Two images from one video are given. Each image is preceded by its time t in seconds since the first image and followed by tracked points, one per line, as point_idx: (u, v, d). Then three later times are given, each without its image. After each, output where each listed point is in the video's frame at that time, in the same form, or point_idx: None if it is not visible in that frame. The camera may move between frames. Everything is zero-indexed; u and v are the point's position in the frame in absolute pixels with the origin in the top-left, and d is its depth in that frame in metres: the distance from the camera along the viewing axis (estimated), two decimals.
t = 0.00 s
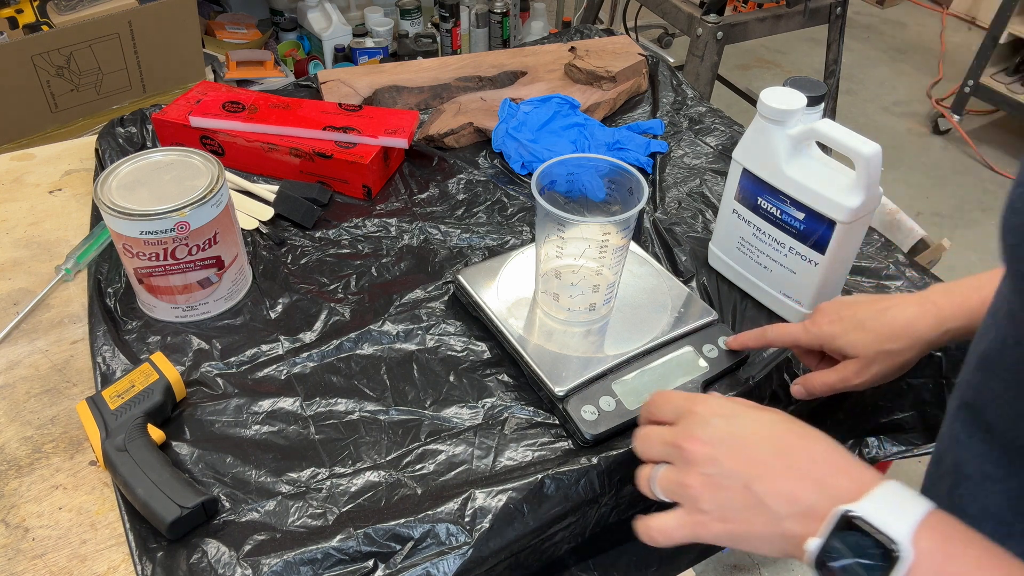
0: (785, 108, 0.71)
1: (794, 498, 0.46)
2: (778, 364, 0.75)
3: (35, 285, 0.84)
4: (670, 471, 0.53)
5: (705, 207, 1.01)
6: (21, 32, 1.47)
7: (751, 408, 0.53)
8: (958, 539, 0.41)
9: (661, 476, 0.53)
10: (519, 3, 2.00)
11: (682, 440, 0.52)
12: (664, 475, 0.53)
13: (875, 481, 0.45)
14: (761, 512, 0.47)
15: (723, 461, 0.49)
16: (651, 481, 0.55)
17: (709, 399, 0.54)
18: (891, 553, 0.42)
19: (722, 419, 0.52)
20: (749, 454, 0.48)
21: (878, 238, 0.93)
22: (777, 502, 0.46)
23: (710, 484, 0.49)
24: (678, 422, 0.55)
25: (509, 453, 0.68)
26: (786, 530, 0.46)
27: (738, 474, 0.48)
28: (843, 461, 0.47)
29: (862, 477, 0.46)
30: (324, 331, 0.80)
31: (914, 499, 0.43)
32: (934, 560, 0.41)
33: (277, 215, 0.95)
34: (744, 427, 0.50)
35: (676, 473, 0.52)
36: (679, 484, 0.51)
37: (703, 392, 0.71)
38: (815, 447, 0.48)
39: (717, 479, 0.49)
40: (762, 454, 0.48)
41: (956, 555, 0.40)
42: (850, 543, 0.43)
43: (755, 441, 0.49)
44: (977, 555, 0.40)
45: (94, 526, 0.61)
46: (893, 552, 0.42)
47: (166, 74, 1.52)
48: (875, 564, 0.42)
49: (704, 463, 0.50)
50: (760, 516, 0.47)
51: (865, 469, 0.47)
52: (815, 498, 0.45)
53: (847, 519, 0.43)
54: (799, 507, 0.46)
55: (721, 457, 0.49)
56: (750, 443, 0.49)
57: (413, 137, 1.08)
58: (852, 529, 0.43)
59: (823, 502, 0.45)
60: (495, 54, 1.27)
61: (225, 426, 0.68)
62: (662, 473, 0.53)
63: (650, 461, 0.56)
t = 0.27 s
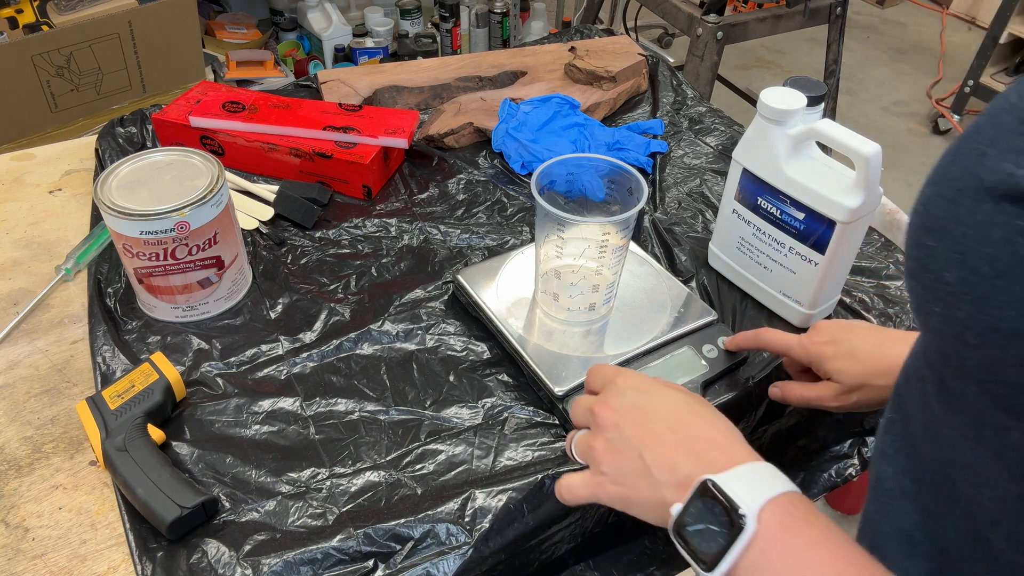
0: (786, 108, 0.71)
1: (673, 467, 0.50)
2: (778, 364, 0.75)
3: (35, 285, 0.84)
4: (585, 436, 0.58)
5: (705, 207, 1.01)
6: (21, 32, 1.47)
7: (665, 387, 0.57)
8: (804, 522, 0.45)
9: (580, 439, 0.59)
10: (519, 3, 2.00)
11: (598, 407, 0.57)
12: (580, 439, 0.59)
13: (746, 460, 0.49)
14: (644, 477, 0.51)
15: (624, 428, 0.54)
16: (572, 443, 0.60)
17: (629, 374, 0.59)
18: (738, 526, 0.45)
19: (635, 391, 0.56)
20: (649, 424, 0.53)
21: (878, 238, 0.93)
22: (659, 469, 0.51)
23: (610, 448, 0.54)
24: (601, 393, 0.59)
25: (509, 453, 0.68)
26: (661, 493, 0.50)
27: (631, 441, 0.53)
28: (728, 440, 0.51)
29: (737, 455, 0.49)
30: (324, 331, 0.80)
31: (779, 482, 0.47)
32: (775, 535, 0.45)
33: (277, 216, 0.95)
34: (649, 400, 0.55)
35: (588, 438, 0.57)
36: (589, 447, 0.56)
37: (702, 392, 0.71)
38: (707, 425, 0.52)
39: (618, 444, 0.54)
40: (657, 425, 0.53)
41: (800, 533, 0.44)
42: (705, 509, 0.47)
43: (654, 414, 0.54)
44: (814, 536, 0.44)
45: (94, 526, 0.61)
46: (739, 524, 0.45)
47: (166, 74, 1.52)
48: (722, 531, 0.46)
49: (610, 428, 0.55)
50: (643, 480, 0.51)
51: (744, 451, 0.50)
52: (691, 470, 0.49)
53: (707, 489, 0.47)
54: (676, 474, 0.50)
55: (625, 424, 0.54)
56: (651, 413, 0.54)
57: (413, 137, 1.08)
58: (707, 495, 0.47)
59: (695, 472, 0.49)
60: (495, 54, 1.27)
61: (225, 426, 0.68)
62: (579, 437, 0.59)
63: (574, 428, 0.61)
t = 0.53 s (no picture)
0: (786, 107, 0.71)
1: (619, 439, 0.49)
2: (777, 365, 0.75)
3: (35, 285, 0.84)
4: (552, 414, 0.58)
5: (705, 206, 1.01)
6: (21, 32, 1.47)
7: (632, 369, 0.56)
8: (734, 499, 0.42)
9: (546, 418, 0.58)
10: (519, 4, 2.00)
11: (564, 385, 0.57)
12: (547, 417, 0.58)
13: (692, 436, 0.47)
14: (594, 451, 0.51)
15: (583, 404, 0.54)
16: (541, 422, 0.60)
17: (600, 358, 0.59)
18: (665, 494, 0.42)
19: (601, 371, 0.56)
20: (606, 401, 0.52)
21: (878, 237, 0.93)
22: (607, 442, 0.50)
23: (570, 423, 0.54)
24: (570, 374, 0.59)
25: (508, 452, 0.68)
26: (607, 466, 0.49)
27: (587, 418, 0.52)
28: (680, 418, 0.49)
29: (683, 433, 0.47)
30: (324, 331, 0.80)
31: (716, 459, 0.44)
32: (700, 508, 0.42)
33: (277, 215, 0.95)
34: (612, 378, 0.54)
35: (554, 415, 0.57)
36: (553, 424, 0.56)
37: (700, 391, 0.71)
38: (665, 403, 0.50)
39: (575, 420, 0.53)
40: (612, 402, 0.52)
41: (726, 509, 0.41)
42: (636, 478, 0.45)
43: (613, 391, 0.53)
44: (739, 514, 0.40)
45: (94, 526, 0.61)
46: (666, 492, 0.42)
47: (166, 74, 1.52)
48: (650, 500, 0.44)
49: (572, 406, 0.55)
50: (593, 453, 0.51)
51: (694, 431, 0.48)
52: (635, 444, 0.48)
53: (640, 458, 0.45)
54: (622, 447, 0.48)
55: (584, 401, 0.54)
56: (611, 390, 0.53)
57: (413, 137, 1.08)
58: (639, 463, 0.45)
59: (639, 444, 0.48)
60: (495, 54, 1.27)
61: (224, 425, 0.68)
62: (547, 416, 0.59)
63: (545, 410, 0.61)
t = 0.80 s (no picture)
0: (785, 108, 0.71)
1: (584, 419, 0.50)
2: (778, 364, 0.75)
3: (35, 285, 0.84)
4: (523, 400, 0.59)
5: (705, 206, 1.01)
6: (21, 32, 1.47)
7: (601, 356, 0.57)
8: (685, 471, 0.42)
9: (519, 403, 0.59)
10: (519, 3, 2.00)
11: (536, 372, 0.58)
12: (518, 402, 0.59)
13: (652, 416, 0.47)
14: (560, 432, 0.52)
15: (552, 387, 0.55)
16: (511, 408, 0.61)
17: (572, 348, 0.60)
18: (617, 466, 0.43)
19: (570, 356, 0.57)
20: (573, 386, 0.53)
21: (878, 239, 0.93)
22: (572, 421, 0.51)
23: (539, 406, 0.55)
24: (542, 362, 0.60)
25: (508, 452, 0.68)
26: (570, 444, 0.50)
27: (555, 400, 0.53)
28: (643, 402, 0.50)
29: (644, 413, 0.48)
30: (324, 331, 0.80)
31: (671, 437, 0.45)
32: (650, 478, 0.42)
33: (277, 215, 0.95)
34: (581, 363, 0.55)
35: (524, 400, 0.58)
36: (523, 408, 0.57)
37: (701, 391, 0.71)
38: (631, 387, 0.51)
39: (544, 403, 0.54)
40: (579, 385, 0.53)
41: (676, 480, 0.42)
42: (593, 450, 0.46)
43: (581, 375, 0.54)
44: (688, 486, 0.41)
45: (94, 526, 0.61)
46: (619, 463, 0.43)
47: (166, 74, 1.52)
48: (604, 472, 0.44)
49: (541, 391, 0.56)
50: (559, 434, 0.52)
51: (655, 413, 0.49)
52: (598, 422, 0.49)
53: (598, 432, 0.46)
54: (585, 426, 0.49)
55: (552, 385, 0.55)
56: (580, 373, 0.54)
57: (413, 137, 1.08)
58: (597, 436, 0.46)
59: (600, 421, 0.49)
60: (495, 54, 1.27)
61: (224, 425, 0.68)
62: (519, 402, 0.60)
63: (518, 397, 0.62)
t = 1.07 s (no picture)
0: (785, 108, 0.71)
1: (636, 445, 0.51)
2: (778, 364, 0.75)
3: (35, 285, 0.84)
4: (569, 428, 0.60)
5: (705, 206, 1.01)
6: (21, 32, 1.47)
7: (642, 378, 0.58)
8: (753, 496, 0.43)
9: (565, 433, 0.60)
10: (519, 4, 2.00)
11: (579, 399, 0.59)
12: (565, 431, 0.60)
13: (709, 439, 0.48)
14: (610, 459, 0.52)
15: (598, 415, 0.55)
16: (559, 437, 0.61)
17: (611, 369, 0.61)
18: (686, 492, 0.44)
19: (611, 381, 0.58)
20: (618, 411, 0.54)
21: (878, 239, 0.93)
22: (622, 448, 0.51)
23: (586, 435, 0.56)
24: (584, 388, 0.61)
25: (508, 452, 0.68)
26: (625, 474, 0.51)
27: (602, 427, 0.54)
28: (697, 423, 0.50)
29: (698, 434, 0.49)
30: (324, 330, 0.79)
31: (732, 459, 0.46)
32: (722, 502, 0.43)
33: (277, 216, 0.95)
34: (624, 388, 0.56)
35: (570, 430, 0.59)
36: (570, 438, 0.58)
37: (701, 391, 0.71)
38: (679, 409, 0.52)
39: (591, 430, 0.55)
40: (625, 410, 0.54)
41: (747, 506, 0.43)
42: (654, 482, 0.46)
43: (626, 400, 0.54)
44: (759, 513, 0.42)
45: (94, 526, 0.61)
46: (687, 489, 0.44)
47: (167, 74, 1.52)
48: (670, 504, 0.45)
49: (586, 418, 0.57)
50: (609, 463, 0.52)
51: (708, 433, 0.49)
52: (652, 448, 0.49)
53: (658, 459, 0.47)
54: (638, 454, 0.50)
55: (598, 412, 0.56)
56: (624, 399, 0.55)
57: (413, 137, 1.08)
58: (656, 468, 0.47)
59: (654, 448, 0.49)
60: (495, 54, 1.27)
61: (224, 425, 0.68)
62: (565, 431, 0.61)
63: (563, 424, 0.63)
